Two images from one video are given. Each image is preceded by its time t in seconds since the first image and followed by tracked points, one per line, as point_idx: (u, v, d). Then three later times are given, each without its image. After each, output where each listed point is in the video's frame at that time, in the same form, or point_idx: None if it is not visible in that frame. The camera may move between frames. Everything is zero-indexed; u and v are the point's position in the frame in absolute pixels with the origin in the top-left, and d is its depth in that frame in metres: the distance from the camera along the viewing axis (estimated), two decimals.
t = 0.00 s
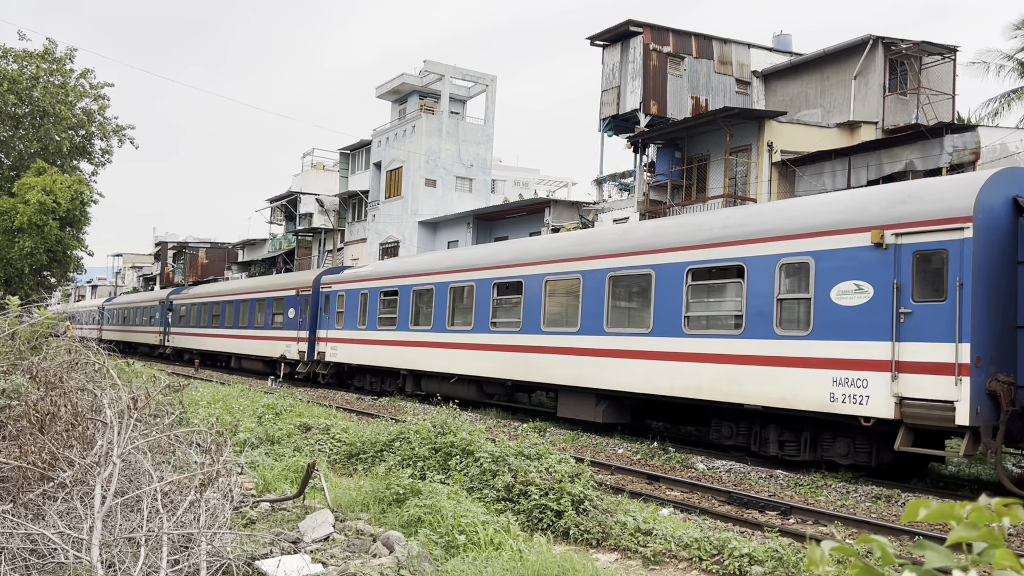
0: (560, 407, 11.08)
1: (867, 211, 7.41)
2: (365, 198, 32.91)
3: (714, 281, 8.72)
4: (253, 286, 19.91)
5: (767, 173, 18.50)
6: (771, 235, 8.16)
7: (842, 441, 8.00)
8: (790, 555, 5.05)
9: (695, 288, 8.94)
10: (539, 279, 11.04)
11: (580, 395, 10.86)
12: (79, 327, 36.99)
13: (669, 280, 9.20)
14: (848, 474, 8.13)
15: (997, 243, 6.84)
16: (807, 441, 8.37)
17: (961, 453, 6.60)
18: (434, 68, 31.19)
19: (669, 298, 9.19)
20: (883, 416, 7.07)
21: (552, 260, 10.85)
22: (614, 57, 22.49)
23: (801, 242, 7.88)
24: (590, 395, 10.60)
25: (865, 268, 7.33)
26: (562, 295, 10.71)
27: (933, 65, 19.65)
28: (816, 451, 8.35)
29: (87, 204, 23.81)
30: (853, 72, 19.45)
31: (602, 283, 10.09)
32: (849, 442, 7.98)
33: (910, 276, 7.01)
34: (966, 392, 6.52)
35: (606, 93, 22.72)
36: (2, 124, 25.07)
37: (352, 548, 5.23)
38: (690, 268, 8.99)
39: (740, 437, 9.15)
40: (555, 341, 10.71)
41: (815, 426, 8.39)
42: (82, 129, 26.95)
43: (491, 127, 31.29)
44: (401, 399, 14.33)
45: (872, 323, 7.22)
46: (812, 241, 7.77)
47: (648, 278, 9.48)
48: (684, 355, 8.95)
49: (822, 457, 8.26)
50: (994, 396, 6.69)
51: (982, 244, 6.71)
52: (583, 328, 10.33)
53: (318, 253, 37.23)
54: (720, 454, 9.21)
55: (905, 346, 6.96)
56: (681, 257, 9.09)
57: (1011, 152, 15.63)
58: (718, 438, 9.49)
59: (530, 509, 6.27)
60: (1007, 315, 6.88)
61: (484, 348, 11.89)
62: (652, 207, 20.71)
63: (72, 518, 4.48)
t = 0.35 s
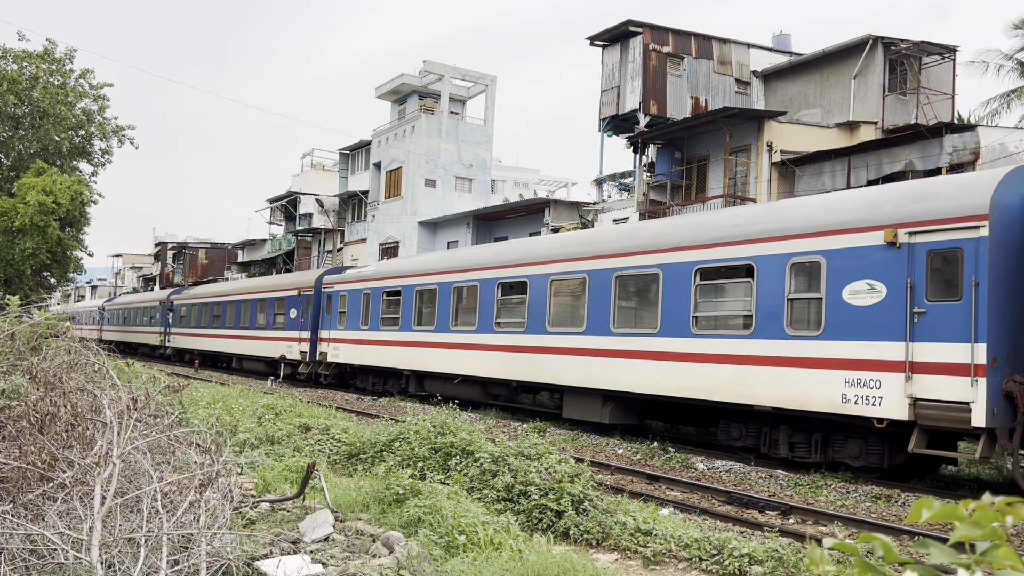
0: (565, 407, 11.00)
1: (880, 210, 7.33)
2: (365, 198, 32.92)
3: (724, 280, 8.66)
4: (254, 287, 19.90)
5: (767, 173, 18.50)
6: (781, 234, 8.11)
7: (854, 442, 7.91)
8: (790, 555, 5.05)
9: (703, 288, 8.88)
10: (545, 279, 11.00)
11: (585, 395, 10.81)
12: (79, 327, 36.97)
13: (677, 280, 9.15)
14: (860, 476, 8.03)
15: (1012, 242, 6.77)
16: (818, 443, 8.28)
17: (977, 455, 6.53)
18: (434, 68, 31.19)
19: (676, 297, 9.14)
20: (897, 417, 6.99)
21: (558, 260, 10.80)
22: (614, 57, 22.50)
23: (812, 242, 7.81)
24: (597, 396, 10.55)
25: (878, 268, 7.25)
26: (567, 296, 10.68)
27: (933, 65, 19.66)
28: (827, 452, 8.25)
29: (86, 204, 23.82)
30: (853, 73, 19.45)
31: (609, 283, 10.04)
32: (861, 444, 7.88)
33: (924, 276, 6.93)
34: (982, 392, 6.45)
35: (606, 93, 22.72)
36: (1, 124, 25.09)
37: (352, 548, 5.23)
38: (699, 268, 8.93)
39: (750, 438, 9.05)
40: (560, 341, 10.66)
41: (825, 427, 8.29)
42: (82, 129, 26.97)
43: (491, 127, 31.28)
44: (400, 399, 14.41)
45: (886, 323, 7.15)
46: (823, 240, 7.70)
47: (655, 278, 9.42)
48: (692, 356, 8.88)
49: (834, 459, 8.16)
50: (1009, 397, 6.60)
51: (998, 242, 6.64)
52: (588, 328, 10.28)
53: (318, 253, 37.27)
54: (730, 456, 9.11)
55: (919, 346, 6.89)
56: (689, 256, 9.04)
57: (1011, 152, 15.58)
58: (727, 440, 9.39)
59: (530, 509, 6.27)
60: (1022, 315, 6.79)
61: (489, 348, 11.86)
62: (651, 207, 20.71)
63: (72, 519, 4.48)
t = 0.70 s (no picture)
0: (570, 407, 10.89)
1: (894, 208, 7.21)
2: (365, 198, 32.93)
3: (733, 280, 8.55)
4: (256, 287, 19.90)
5: (767, 173, 18.49)
6: (792, 233, 8.00)
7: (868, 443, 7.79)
8: (790, 554, 5.04)
9: (712, 288, 8.78)
10: (550, 278, 10.92)
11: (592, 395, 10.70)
12: (79, 326, 36.97)
13: (686, 279, 9.04)
14: (872, 477, 7.91)
15: None
16: (829, 444, 8.15)
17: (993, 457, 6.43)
18: (434, 68, 31.20)
19: (685, 297, 9.03)
20: (912, 419, 6.87)
21: (563, 259, 10.72)
22: (614, 57, 22.51)
23: (824, 240, 7.69)
24: (603, 396, 10.43)
25: (891, 266, 7.13)
26: (571, 296, 10.61)
27: (932, 65, 19.68)
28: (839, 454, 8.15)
29: (86, 204, 23.82)
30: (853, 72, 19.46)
31: (616, 283, 9.95)
32: (875, 445, 7.77)
33: (939, 275, 6.82)
34: (999, 393, 6.33)
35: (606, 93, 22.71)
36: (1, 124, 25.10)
37: (352, 548, 5.23)
38: (708, 267, 8.82)
39: (759, 440, 8.91)
40: (567, 341, 10.58)
41: (837, 428, 8.17)
42: (81, 130, 26.97)
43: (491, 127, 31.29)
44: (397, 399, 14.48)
45: (900, 322, 7.03)
46: (835, 239, 7.59)
47: (664, 277, 9.32)
48: (701, 356, 8.77)
49: (846, 460, 8.05)
50: None
51: (1015, 240, 6.51)
52: (595, 328, 10.19)
53: (318, 254, 37.33)
54: (738, 457, 8.97)
55: (934, 347, 6.78)
56: (698, 255, 8.93)
57: (1011, 152, 15.58)
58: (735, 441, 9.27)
59: (530, 509, 6.27)
60: None
61: (494, 348, 11.80)
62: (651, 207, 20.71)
63: (72, 519, 4.49)
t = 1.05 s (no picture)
0: (577, 407, 10.77)
1: (909, 205, 7.03)
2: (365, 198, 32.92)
3: (743, 279, 8.38)
4: (257, 287, 19.89)
5: (768, 172, 18.49)
6: (805, 230, 7.82)
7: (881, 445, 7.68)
8: (790, 554, 5.04)
9: (722, 287, 8.60)
10: (555, 277, 10.80)
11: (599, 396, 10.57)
12: (79, 327, 36.96)
13: (694, 279, 8.87)
14: (885, 479, 7.79)
15: None
16: (841, 445, 8.04)
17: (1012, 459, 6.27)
18: (434, 68, 31.19)
19: (694, 296, 8.88)
20: (927, 420, 6.72)
21: (569, 257, 10.60)
22: (613, 57, 22.51)
23: (838, 238, 7.52)
24: (611, 397, 10.33)
25: (906, 265, 6.96)
26: (576, 295, 10.50)
27: (932, 64, 19.72)
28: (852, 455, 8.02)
29: (86, 204, 23.82)
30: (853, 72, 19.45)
31: (623, 282, 9.79)
32: (888, 446, 7.65)
33: (955, 273, 6.66)
34: (1018, 394, 6.18)
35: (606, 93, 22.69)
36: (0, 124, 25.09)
37: (352, 548, 5.24)
38: (717, 266, 8.64)
39: (770, 441, 8.81)
40: (573, 341, 10.44)
41: (849, 429, 8.06)
42: (82, 130, 26.98)
43: (490, 127, 31.29)
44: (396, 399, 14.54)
45: (916, 321, 6.86)
46: (848, 237, 7.42)
47: (672, 276, 9.15)
48: (712, 356, 8.62)
49: (858, 462, 7.93)
50: None
51: None
52: (602, 328, 10.04)
53: (318, 253, 37.43)
54: (749, 459, 8.84)
55: (950, 347, 6.62)
56: (708, 253, 8.75)
57: (1011, 152, 15.57)
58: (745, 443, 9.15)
59: (530, 509, 6.26)
60: None
61: (498, 348, 11.69)
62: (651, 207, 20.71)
63: (72, 520, 4.48)
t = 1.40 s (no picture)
0: (583, 408, 10.70)
1: (924, 202, 6.93)
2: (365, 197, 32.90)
3: (754, 278, 8.28)
4: (258, 286, 19.88)
5: (767, 171, 18.49)
6: (818, 228, 7.72)
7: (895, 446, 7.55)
8: (789, 553, 5.04)
9: (732, 286, 8.51)
10: (562, 276, 10.73)
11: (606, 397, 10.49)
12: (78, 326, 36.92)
13: (704, 278, 8.78)
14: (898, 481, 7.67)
15: None
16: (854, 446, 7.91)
17: None
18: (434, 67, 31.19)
19: (703, 295, 8.78)
20: (944, 421, 6.61)
21: (575, 256, 10.51)
22: (613, 56, 22.50)
23: (851, 236, 7.42)
24: (618, 397, 10.23)
25: (922, 263, 6.87)
26: (582, 295, 10.42)
27: (931, 64, 19.76)
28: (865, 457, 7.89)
29: (86, 204, 23.81)
30: (852, 70, 19.43)
31: (631, 281, 9.70)
32: (902, 448, 7.53)
33: (972, 271, 6.57)
34: None
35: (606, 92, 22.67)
36: None
37: (352, 547, 5.24)
38: (728, 264, 8.55)
39: (781, 442, 8.68)
40: (581, 341, 10.35)
41: (862, 430, 7.94)
42: (81, 129, 26.96)
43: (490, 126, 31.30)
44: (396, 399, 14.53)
45: (931, 320, 6.77)
46: (862, 235, 7.33)
47: (680, 275, 9.05)
48: (721, 356, 8.52)
49: (871, 463, 7.80)
50: None
51: None
52: (609, 327, 9.95)
53: (318, 253, 37.51)
54: (760, 461, 8.73)
55: (967, 346, 6.54)
56: (719, 252, 8.65)
57: (1010, 151, 15.52)
58: (755, 444, 9.03)
59: (529, 508, 6.26)
60: None
61: (504, 348, 11.60)
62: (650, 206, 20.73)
63: (71, 519, 4.48)
